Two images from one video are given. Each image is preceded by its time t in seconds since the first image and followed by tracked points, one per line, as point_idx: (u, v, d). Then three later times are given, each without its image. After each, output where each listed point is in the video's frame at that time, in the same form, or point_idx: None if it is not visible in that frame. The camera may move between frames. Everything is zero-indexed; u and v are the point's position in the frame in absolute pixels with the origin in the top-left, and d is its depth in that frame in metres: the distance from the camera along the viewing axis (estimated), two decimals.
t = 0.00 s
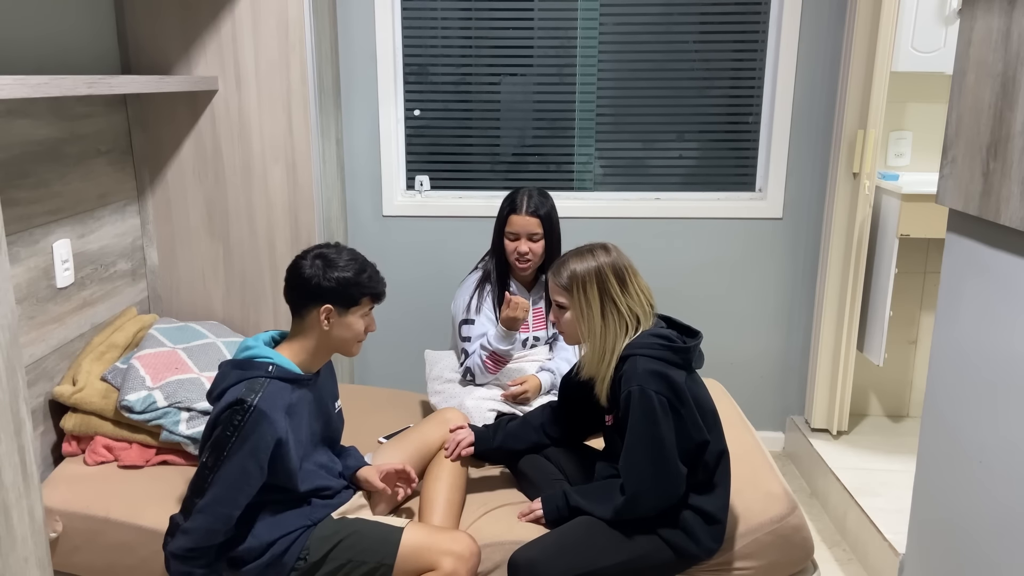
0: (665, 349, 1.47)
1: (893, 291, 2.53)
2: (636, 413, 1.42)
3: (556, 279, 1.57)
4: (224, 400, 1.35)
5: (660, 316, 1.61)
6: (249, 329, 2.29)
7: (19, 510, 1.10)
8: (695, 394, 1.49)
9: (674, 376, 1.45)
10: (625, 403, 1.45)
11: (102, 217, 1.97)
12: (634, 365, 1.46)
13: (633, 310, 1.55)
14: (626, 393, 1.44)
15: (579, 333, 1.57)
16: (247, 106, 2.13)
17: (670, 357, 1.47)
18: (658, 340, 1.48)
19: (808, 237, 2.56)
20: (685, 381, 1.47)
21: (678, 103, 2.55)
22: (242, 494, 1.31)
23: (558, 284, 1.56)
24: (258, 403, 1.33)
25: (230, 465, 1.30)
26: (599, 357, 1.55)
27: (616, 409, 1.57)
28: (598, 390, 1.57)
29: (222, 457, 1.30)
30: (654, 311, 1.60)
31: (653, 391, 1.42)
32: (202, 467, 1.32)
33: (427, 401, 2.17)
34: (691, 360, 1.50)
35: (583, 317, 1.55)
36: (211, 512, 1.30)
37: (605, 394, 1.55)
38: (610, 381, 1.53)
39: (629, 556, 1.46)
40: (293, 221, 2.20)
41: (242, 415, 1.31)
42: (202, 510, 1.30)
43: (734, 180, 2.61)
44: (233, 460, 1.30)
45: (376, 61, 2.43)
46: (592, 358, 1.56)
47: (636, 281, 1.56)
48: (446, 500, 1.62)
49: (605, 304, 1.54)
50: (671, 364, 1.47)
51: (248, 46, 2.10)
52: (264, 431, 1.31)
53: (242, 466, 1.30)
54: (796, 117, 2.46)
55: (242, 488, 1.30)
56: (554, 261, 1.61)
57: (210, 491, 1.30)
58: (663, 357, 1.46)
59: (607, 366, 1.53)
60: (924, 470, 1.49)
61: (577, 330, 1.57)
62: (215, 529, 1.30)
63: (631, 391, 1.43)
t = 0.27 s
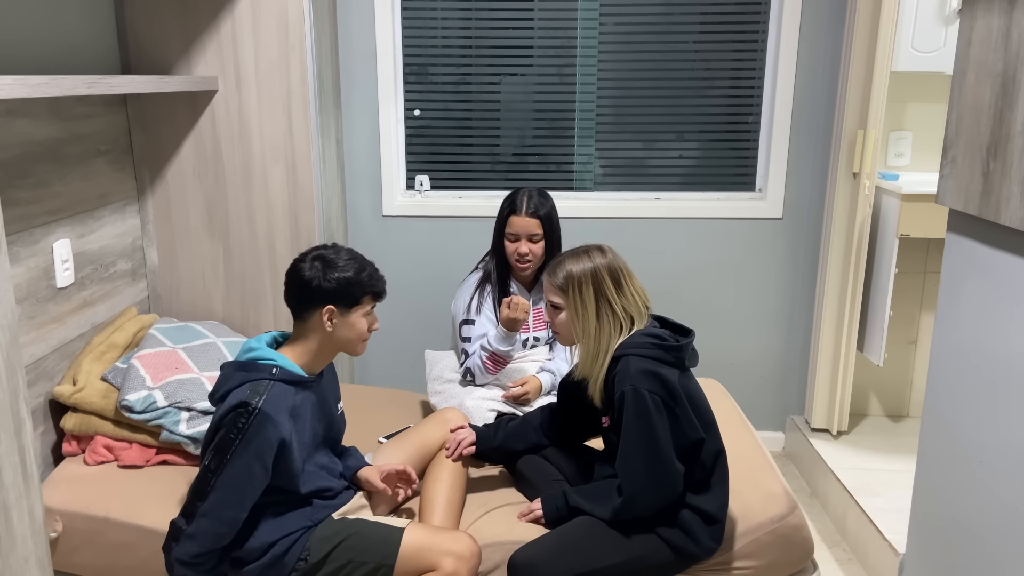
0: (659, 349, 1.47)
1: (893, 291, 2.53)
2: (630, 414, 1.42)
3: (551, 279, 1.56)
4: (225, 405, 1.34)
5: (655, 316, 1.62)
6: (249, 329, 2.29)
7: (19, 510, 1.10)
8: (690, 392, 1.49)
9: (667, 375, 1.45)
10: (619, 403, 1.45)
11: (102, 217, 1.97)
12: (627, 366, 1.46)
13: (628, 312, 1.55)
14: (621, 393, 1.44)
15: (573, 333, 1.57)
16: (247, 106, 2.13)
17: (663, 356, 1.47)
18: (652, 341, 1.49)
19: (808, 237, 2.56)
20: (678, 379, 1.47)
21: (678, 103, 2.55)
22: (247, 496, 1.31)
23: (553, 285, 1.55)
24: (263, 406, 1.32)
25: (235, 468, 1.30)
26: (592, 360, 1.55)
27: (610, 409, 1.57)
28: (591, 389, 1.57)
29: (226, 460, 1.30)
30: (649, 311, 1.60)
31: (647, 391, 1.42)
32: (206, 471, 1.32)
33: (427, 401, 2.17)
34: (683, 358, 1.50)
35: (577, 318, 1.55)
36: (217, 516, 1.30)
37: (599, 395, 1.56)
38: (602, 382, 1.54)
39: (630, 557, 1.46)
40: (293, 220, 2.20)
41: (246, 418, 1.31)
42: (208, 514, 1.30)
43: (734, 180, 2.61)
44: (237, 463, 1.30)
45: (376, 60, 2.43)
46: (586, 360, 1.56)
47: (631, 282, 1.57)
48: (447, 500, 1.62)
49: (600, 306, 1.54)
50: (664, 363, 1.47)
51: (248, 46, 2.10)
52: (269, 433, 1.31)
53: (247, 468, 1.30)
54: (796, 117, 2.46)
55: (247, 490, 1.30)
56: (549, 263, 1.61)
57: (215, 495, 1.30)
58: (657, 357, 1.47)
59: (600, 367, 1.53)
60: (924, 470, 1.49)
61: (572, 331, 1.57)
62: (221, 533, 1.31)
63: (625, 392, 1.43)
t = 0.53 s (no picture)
0: (658, 349, 1.47)
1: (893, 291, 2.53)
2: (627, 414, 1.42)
3: (550, 279, 1.56)
4: (229, 407, 1.34)
5: (653, 317, 1.62)
6: (249, 329, 2.29)
7: (19, 510, 1.10)
8: (688, 391, 1.49)
9: (665, 375, 1.45)
10: (618, 404, 1.45)
11: (102, 217, 1.97)
12: (626, 365, 1.46)
13: (627, 312, 1.55)
14: (619, 394, 1.44)
15: (571, 333, 1.58)
16: (247, 106, 2.13)
17: (662, 356, 1.47)
18: (651, 341, 1.49)
19: (808, 237, 2.56)
20: (676, 379, 1.47)
21: (678, 103, 2.55)
22: (254, 497, 1.30)
23: (553, 283, 1.56)
24: (268, 407, 1.32)
25: (241, 469, 1.29)
26: (591, 358, 1.55)
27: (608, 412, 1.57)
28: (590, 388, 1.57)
29: (232, 461, 1.30)
30: (648, 311, 1.60)
31: (645, 391, 1.42)
32: (211, 473, 1.31)
33: (427, 401, 2.17)
34: (682, 358, 1.50)
35: (575, 318, 1.55)
36: (225, 518, 1.29)
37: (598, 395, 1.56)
38: (600, 381, 1.54)
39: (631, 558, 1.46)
40: (293, 221, 2.20)
41: (251, 419, 1.30)
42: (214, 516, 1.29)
43: (734, 180, 2.61)
44: (243, 464, 1.29)
45: (377, 60, 2.43)
46: (583, 359, 1.56)
47: (630, 282, 1.57)
48: (447, 501, 1.62)
49: (599, 305, 1.53)
50: (663, 363, 1.47)
51: (248, 46, 2.10)
52: (274, 435, 1.31)
53: (253, 469, 1.29)
54: (797, 117, 2.46)
55: (253, 491, 1.30)
56: (549, 261, 1.60)
57: (221, 497, 1.29)
58: (656, 356, 1.47)
59: (598, 367, 1.53)
60: (924, 470, 1.49)
61: (571, 330, 1.57)
62: (228, 534, 1.30)
63: (623, 392, 1.43)
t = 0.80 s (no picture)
0: (669, 347, 1.47)
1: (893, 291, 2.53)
2: (637, 413, 1.41)
3: (563, 274, 1.57)
4: (235, 403, 1.33)
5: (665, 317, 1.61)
6: (249, 329, 2.29)
7: (19, 510, 1.10)
8: (697, 393, 1.48)
9: (676, 375, 1.44)
10: (626, 402, 1.45)
11: (102, 217, 1.97)
12: (637, 363, 1.46)
13: (639, 309, 1.55)
14: (629, 391, 1.44)
15: (582, 329, 1.58)
16: (247, 106, 2.13)
17: (674, 355, 1.47)
18: (663, 339, 1.48)
19: (808, 237, 2.56)
20: (688, 379, 1.47)
21: (678, 103, 2.55)
22: (254, 493, 1.29)
23: (565, 279, 1.56)
24: (274, 405, 1.32)
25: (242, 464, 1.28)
26: (603, 355, 1.55)
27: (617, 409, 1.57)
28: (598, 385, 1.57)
29: (233, 455, 1.29)
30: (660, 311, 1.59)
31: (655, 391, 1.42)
32: (210, 466, 1.29)
33: (427, 402, 2.17)
34: (694, 358, 1.49)
35: (588, 315, 1.55)
36: (224, 511, 1.28)
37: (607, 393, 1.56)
38: (610, 379, 1.54)
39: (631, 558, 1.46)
40: (293, 221, 2.20)
41: (257, 416, 1.30)
42: (212, 509, 1.28)
43: (734, 180, 2.61)
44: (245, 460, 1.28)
45: (376, 60, 2.43)
46: (595, 356, 1.56)
47: (643, 281, 1.56)
48: (447, 500, 1.62)
49: (612, 303, 1.53)
50: (675, 363, 1.47)
51: (248, 46, 2.10)
52: (278, 432, 1.31)
53: (255, 466, 1.29)
54: (796, 117, 2.46)
55: (253, 487, 1.29)
56: (563, 257, 1.60)
57: (220, 491, 1.28)
58: (667, 356, 1.46)
59: (609, 364, 1.54)
60: (924, 470, 1.49)
61: (583, 327, 1.57)
62: (226, 528, 1.29)
63: (633, 389, 1.43)
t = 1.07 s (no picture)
0: (689, 352, 1.46)
1: (893, 291, 2.53)
2: (655, 415, 1.41)
3: (582, 271, 1.57)
4: (243, 397, 1.34)
5: (685, 320, 1.60)
6: (249, 329, 2.29)
7: (19, 510, 1.10)
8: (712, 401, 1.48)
9: (695, 381, 1.44)
10: (643, 404, 1.44)
11: (102, 218, 1.97)
12: (657, 365, 1.45)
13: (659, 311, 1.54)
14: (646, 393, 1.44)
15: (599, 327, 1.58)
16: (247, 106, 2.13)
17: (695, 361, 1.46)
18: (684, 342, 1.47)
19: (808, 237, 2.56)
20: (705, 386, 1.46)
21: (679, 103, 2.55)
22: (259, 488, 1.30)
23: (583, 276, 1.57)
24: (284, 400, 1.33)
25: (249, 458, 1.29)
26: (619, 353, 1.55)
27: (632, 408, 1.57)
28: (615, 385, 1.57)
29: (239, 449, 1.29)
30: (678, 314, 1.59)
31: (673, 394, 1.41)
32: (216, 459, 1.30)
33: (427, 402, 2.18)
34: (713, 364, 1.49)
35: (605, 312, 1.55)
36: (228, 505, 1.29)
37: (622, 391, 1.56)
38: (628, 379, 1.54)
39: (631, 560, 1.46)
40: (293, 220, 2.20)
41: (266, 410, 1.31)
42: (217, 502, 1.29)
43: (734, 180, 2.61)
44: (251, 454, 1.29)
45: (376, 60, 2.43)
46: (613, 354, 1.56)
47: (663, 281, 1.56)
48: (447, 501, 1.62)
49: (629, 301, 1.53)
50: (695, 369, 1.46)
51: (248, 46, 2.10)
52: (286, 427, 1.31)
53: (262, 460, 1.29)
54: (796, 117, 2.46)
55: (259, 482, 1.30)
56: (582, 254, 1.61)
57: (224, 484, 1.29)
58: (687, 360, 1.45)
59: (625, 363, 1.54)
60: (924, 470, 1.49)
61: (599, 324, 1.57)
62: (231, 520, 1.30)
63: (653, 391, 1.42)
